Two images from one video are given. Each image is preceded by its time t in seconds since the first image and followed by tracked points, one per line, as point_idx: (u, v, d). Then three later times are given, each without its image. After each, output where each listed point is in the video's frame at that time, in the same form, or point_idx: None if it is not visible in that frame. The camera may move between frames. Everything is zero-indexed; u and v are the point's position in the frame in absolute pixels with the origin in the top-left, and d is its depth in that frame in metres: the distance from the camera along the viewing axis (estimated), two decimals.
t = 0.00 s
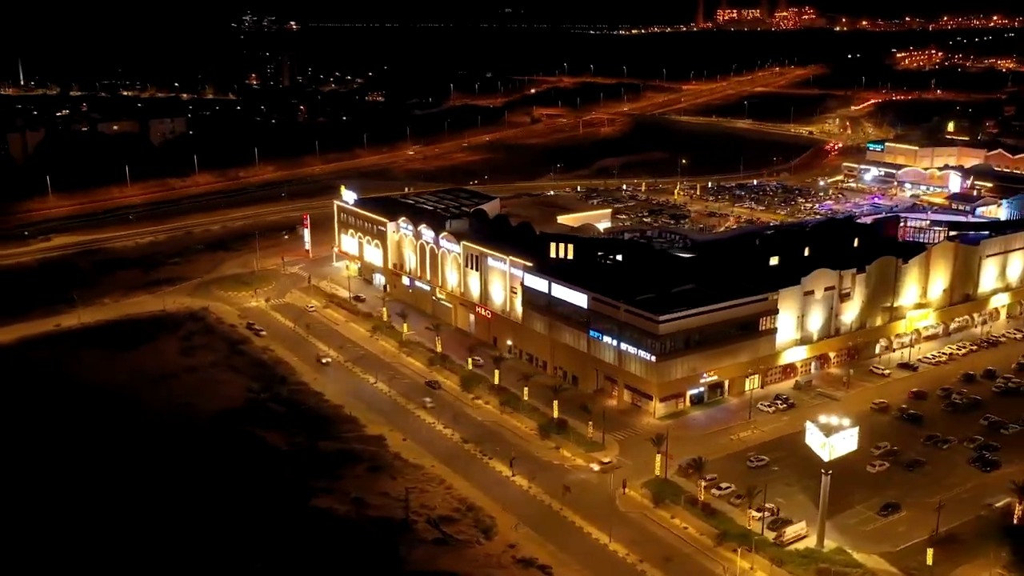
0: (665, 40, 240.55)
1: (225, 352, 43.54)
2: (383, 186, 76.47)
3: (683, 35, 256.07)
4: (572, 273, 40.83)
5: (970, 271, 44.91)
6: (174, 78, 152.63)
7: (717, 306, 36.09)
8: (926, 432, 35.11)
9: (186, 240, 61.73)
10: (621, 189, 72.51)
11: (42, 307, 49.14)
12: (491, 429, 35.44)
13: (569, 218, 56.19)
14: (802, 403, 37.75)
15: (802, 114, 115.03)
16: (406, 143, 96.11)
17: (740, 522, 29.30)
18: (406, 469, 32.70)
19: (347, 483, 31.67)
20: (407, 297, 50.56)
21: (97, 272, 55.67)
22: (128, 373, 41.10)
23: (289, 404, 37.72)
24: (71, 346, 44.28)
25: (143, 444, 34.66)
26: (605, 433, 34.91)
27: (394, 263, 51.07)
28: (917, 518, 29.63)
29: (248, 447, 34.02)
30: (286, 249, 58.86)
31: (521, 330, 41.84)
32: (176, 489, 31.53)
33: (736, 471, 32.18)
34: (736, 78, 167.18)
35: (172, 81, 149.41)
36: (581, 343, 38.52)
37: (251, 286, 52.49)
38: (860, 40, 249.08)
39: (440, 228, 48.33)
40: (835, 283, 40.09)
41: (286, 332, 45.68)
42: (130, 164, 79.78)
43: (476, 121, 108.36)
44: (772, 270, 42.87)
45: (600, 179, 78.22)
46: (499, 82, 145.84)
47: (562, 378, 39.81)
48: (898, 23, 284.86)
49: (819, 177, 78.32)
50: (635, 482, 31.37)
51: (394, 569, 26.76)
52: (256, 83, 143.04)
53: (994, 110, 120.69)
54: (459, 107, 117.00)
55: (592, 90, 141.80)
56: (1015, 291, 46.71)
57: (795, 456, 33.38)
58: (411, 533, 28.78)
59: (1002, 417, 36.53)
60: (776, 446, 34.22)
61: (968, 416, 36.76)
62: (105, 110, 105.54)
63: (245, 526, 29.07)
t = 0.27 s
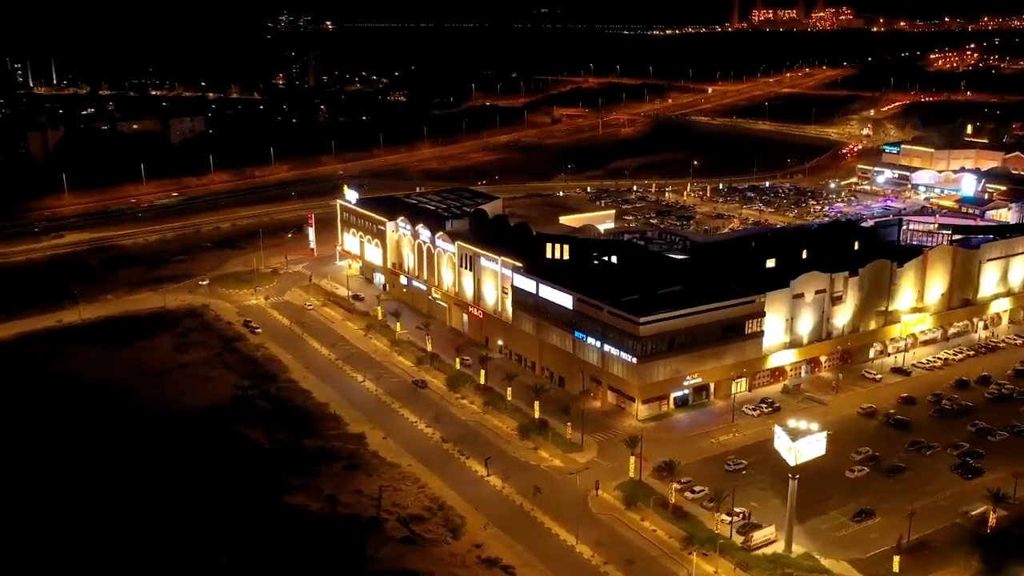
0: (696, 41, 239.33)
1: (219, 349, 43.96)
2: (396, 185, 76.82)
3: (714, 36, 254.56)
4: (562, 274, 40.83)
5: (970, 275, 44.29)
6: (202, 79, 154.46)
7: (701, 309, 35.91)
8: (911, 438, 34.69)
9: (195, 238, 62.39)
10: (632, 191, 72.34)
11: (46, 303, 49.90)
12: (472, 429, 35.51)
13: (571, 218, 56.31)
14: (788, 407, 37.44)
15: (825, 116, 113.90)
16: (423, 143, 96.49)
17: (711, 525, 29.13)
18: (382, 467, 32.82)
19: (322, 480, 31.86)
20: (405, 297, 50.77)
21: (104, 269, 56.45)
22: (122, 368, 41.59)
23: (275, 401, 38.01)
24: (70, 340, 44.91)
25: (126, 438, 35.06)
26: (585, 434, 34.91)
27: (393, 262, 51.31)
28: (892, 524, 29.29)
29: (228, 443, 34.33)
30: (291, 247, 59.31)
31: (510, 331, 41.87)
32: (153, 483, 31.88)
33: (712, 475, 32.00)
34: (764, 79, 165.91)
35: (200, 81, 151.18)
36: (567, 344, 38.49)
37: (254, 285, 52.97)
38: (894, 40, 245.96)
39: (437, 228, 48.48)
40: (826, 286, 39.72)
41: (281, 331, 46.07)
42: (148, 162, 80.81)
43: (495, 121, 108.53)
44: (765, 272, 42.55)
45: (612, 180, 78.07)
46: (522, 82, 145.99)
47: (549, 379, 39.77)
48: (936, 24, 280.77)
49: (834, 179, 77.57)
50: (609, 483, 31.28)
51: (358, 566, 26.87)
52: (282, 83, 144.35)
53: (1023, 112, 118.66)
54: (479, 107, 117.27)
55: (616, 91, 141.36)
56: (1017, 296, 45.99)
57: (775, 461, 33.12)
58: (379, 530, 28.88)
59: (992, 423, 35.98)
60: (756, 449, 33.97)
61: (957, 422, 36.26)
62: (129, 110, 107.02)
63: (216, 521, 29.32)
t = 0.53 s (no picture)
0: (729, 42, 237.50)
1: (212, 346, 44.48)
2: (408, 185, 77.18)
3: (749, 36, 252.32)
4: (548, 275, 40.81)
5: (968, 280, 43.57)
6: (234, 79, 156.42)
7: (680, 312, 35.70)
8: (890, 445, 34.24)
9: (204, 236, 63.15)
10: (643, 193, 72.08)
11: (50, 299, 50.82)
12: (449, 428, 35.61)
13: (573, 219, 56.31)
14: (770, 412, 37.11)
15: (851, 117, 112.51)
16: (441, 142, 96.83)
17: (674, 529, 28.96)
18: (355, 466, 33.02)
19: (293, 477, 32.15)
20: (402, 296, 50.98)
21: (112, 267, 57.36)
22: (114, 363, 42.24)
23: (258, 398, 38.39)
24: (68, 335, 45.68)
25: (108, 433, 35.62)
26: (560, 436, 34.87)
27: (391, 262, 51.56)
28: (859, 531, 28.96)
29: (207, 438, 34.76)
30: (296, 246, 59.82)
31: (498, 331, 41.92)
32: (128, 476, 32.36)
33: (682, 479, 31.81)
34: (795, 80, 164.21)
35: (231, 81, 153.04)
36: (549, 345, 38.46)
37: (255, 282, 53.52)
38: (933, 40, 242.07)
39: (433, 228, 48.65)
40: (814, 290, 39.29)
41: (276, 329, 46.51)
42: (167, 161, 81.96)
43: (516, 121, 108.64)
44: (755, 275, 42.21)
45: (626, 181, 77.79)
46: (549, 83, 145.88)
47: (532, 380, 39.77)
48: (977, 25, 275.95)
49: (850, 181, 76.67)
50: (577, 485, 31.24)
51: (315, 563, 27.08)
52: (310, 84, 145.57)
53: None
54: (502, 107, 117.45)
55: (642, 91, 140.71)
56: (1018, 303, 45.18)
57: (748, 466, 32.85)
58: (342, 528, 29.07)
59: (976, 432, 35.40)
60: (732, 453, 33.74)
61: (941, 430, 35.71)
62: (156, 110, 108.67)
63: (183, 515, 29.70)
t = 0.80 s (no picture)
0: (764, 42, 235.49)
1: (206, 342, 45.00)
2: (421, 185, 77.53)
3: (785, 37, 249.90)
4: (535, 275, 40.82)
5: (963, 285, 42.95)
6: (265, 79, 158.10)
7: (659, 314, 35.56)
8: (869, 451, 33.81)
9: (214, 234, 63.93)
10: (654, 194, 71.79)
11: (56, 294, 51.75)
12: (426, 427, 35.79)
13: (576, 219, 56.33)
14: (752, 415, 36.84)
15: (878, 120, 111.10)
16: (460, 142, 97.11)
17: (636, 531, 28.89)
18: (328, 463, 33.27)
19: (265, 473, 32.50)
20: (400, 296, 51.24)
21: (120, 263, 58.21)
22: (109, 357, 42.92)
23: (243, 394, 38.81)
24: (67, 330, 46.50)
25: (92, 425, 36.25)
26: (536, 436, 34.90)
27: (390, 261, 51.84)
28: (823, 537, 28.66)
29: (187, 433, 35.24)
30: (302, 245, 60.35)
31: (485, 331, 42.01)
32: (105, 469, 32.91)
33: (652, 482, 31.70)
34: (827, 82, 162.46)
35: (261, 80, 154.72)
36: (532, 346, 38.50)
37: (257, 280, 54.09)
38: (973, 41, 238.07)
39: (429, 228, 48.86)
40: (801, 293, 38.90)
41: (271, 326, 46.99)
42: (186, 160, 83.04)
43: (537, 122, 108.65)
44: (745, 277, 41.88)
45: (639, 182, 77.51)
46: (575, 84, 145.68)
47: (516, 380, 39.81)
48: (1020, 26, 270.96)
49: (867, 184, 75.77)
50: (544, 486, 31.24)
51: (274, 558, 27.37)
52: (339, 84, 146.69)
53: None
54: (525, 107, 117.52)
55: (669, 92, 140.00)
56: (1018, 309, 44.41)
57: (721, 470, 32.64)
58: (307, 524, 29.33)
59: (959, 438, 34.85)
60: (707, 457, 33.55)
61: (924, 436, 35.22)
62: (182, 110, 110.08)
63: (152, 508, 30.15)
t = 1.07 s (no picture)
0: (796, 42, 233.41)
1: (203, 338, 45.48)
2: (433, 184, 77.80)
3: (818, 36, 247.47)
4: (524, 276, 40.84)
5: (960, 289, 42.40)
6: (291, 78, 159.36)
7: (641, 315, 35.45)
8: (850, 456, 33.47)
9: (223, 231, 64.53)
10: (664, 195, 71.51)
11: (62, 289, 52.52)
12: (408, 425, 35.94)
13: (578, 220, 56.31)
14: (736, 418, 36.61)
15: (902, 120, 109.72)
16: (477, 142, 97.28)
17: (603, 532, 28.84)
18: (307, 460, 33.51)
19: (244, 468, 32.81)
20: (398, 295, 51.45)
21: (129, 258, 58.97)
22: (105, 352, 43.51)
23: (232, 390, 39.18)
24: (69, 324, 47.19)
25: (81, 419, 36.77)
26: (516, 436, 34.93)
27: (390, 260, 52.06)
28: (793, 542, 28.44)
29: (172, 427, 35.65)
30: (308, 243, 60.77)
31: (475, 331, 42.09)
32: (88, 461, 33.38)
33: (626, 483, 31.62)
34: (856, 82, 160.69)
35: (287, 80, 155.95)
36: (517, 346, 38.53)
37: (260, 277, 54.58)
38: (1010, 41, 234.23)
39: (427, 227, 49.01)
40: (790, 295, 38.62)
41: (268, 323, 47.41)
42: (203, 158, 83.95)
43: (556, 122, 108.55)
44: (737, 278, 41.63)
45: (652, 182, 77.25)
46: (600, 84, 145.31)
47: (503, 380, 39.86)
48: None
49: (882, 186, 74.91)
50: (517, 485, 31.27)
51: (242, 552, 27.63)
52: (364, 83, 147.48)
53: None
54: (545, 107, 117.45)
55: (694, 92, 139.25)
56: (1018, 313, 43.74)
57: (697, 473, 32.50)
58: (278, 519, 29.57)
59: (944, 444, 34.41)
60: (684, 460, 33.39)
61: (909, 441, 34.82)
62: (205, 109, 111.28)
63: (128, 501, 30.54)
